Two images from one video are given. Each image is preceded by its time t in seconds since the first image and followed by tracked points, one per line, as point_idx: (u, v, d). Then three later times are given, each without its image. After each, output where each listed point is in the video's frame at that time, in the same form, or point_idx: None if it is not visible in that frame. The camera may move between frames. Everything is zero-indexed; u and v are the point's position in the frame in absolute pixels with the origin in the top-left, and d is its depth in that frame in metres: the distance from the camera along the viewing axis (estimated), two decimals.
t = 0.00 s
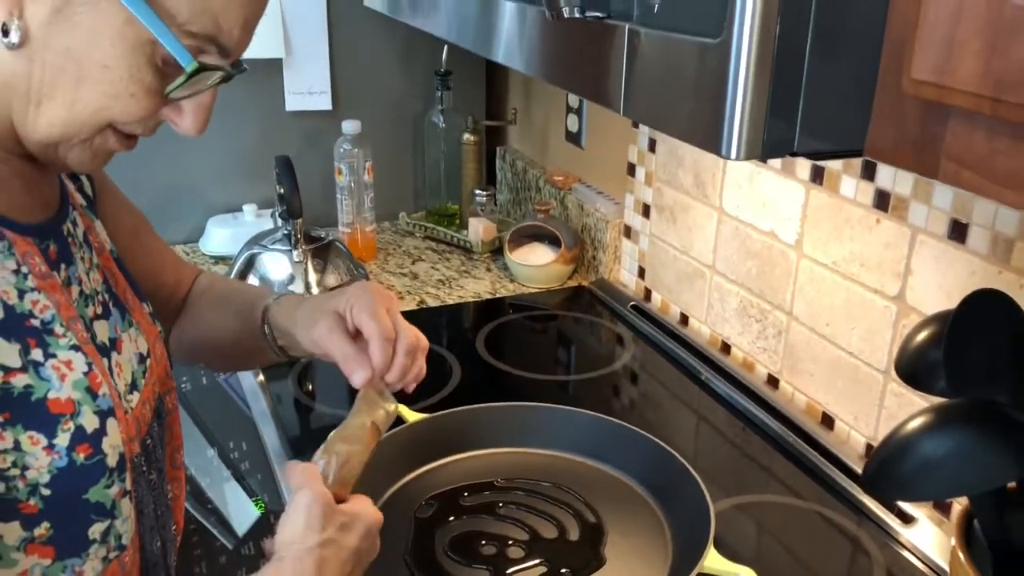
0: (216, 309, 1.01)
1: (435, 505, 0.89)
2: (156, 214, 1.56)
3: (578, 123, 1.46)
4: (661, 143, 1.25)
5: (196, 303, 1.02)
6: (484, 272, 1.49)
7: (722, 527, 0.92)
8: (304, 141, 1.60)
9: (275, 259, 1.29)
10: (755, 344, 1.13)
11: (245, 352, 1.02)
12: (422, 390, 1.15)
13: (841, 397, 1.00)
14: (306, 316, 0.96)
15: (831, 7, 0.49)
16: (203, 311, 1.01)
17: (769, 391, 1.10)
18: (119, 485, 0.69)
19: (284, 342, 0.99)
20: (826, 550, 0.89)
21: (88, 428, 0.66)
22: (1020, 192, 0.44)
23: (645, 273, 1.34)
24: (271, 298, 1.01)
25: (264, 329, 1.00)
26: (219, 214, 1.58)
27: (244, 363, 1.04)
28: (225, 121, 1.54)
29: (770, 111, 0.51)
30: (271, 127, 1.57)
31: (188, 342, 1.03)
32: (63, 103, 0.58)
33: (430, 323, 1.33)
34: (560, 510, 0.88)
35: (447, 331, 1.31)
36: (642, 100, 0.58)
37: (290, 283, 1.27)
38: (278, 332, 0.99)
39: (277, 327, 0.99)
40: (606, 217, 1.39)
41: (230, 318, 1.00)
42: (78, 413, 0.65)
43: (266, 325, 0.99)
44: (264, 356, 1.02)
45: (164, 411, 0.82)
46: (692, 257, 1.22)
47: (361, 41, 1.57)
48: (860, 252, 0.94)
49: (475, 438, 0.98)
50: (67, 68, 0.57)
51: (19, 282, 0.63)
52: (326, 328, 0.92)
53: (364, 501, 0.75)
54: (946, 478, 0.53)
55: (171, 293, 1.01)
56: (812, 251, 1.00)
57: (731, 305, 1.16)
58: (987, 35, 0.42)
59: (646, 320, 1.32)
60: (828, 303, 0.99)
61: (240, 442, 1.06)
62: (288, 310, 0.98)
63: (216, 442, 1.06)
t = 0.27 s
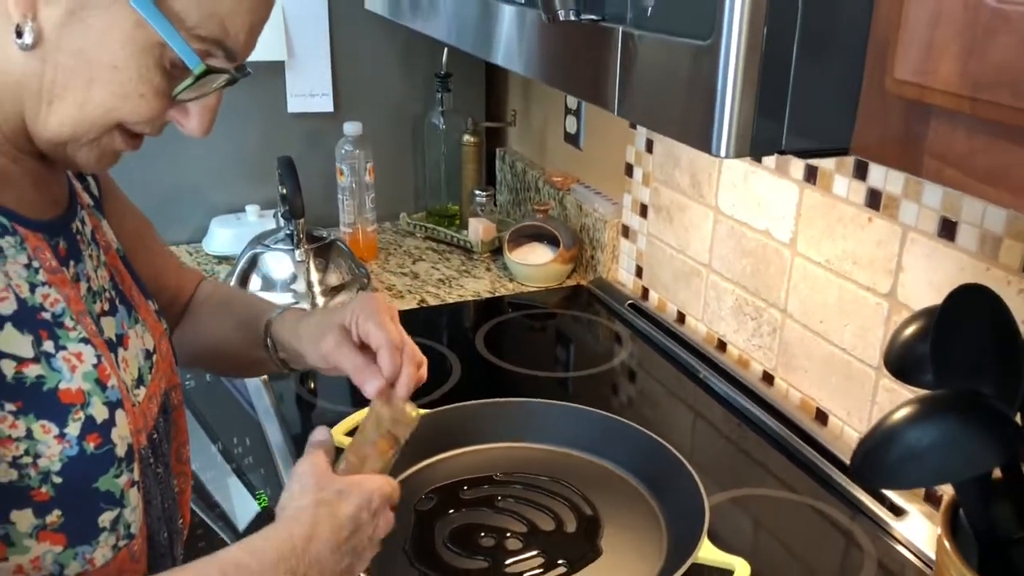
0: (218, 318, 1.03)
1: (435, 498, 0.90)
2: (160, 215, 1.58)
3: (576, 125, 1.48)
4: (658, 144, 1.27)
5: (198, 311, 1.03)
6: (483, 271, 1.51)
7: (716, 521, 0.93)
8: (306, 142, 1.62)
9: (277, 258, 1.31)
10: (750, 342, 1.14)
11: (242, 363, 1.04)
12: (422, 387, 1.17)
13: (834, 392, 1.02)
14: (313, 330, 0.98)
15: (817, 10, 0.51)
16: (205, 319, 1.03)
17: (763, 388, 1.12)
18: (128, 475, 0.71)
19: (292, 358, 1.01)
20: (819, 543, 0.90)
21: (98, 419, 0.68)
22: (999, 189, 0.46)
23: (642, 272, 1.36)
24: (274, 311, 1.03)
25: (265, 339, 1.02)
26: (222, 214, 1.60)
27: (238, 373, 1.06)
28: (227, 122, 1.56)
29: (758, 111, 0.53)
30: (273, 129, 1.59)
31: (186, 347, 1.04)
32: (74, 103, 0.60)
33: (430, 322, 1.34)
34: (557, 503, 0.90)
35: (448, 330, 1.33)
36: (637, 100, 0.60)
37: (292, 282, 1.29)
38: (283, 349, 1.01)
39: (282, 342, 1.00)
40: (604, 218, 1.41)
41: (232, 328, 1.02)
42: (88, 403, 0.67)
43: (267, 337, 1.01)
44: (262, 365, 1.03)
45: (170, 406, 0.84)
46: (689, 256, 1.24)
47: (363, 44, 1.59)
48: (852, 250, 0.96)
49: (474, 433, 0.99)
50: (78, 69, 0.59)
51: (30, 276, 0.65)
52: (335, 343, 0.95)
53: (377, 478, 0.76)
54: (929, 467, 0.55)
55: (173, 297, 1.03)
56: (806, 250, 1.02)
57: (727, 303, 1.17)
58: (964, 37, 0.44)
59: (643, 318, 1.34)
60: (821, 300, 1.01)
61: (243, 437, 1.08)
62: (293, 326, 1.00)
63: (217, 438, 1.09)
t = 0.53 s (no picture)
0: (206, 333, 1.02)
1: (432, 490, 0.92)
2: (160, 214, 1.59)
3: (573, 123, 1.50)
4: (653, 142, 1.29)
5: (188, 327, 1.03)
6: (481, 269, 1.52)
7: (709, 511, 0.95)
8: (305, 142, 1.63)
9: (277, 256, 1.32)
10: (743, 336, 1.16)
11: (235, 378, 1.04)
12: (420, 382, 1.19)
13: (825, 385, 1.03)
14: (305, 339, 0.99)
15: (802, 7, 0.52)
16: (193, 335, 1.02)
17: (756, 382, 1.14)
18: (133, 467, 0.73)
19: (282, 368, 1.02)
20: (811, 532, 0.92)
21: (105, 411, 0.70)
22: (973, 180, 0.47)
23: (638, 269, 1.38)
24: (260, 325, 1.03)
25: (255, 350, 1.02)
26: (223, 213, 1.61)
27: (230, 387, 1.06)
28: (228, 122, 1.58)
29: (743, 106, 0.54)
30: (272, 129, 1.61)
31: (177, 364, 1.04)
32: (103, 103, 0.62)
33: (429, 319, 1.36)
34: (553, 494, 0.91)
35: (446, 327, 1.34)
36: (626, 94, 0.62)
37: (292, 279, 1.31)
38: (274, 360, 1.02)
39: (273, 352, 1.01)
40: (600, 216, 1.43)
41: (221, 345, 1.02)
42: (95, 396, 0.69)
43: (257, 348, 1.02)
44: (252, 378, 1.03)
45: (175, 400, 0.85)
46: (683, 252, 1.25)
47: (361, 44, 1.60)
48: (842, 245, 0.97)
49: (472, 426, 1.01)
50: (108, 71, 0.60)
51: (40, 272, 0.67)
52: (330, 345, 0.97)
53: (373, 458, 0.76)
54: (914, 450, 0.56)
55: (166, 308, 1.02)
56: (797, 245, 1.04)
57: (721, 298, 1.19)
58: (938, 34, 0.46)
59: (638, 314, 1.36)
60: (813, 295, 1.02)
61: (243, 430, 1.10)
62: (285, 337, 1.01)
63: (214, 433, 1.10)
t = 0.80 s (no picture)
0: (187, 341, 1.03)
1: (422, 477, 0.93)
2: (156, 208, 1.61)
3: (563, 118, 1.51)
4: (641, 135, 1.30)
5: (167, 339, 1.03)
6: (473, 263, 1.54)
7: (696, 497, 0.96)
8: (299, 138, 1.65)
9: (269, 250, 1.33)
10: (730, 327, 1.18)
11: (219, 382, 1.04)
12: (412, 373, 1.20)
13: (809, 374, 1.05)
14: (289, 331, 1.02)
15: None
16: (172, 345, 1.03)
17: (743, 371, 1.16)
18: (128, 446, 0.75)
19: (262, 360, 1.05)
20: (796, 518, 0.93)
21: (103, 388, 0.72)
22: (937, 163, 0.49)
23: (628, 262, 1.39)
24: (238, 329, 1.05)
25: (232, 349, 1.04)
26: (217, 209, 1.62)
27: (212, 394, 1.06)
28: (221, 118, 1.59)
29: (718, 93, 0.55)
30: (266, 125, 1.62)
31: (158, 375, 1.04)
32: (109, 93, 0.66)
33: (421, 312, 1.37)
34: (541, 481, 0.93)
35: (438, 320, 1.35)
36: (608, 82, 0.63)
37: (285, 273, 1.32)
38: (255, 352, 1.04)
39: (255, 344, 1.04)
40: (591, 209, 1.44)
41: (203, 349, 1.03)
42: (94, 372, 0.71)
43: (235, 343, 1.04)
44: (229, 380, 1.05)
45: (168, 389, 0.87)
46: (672, 245, 1.27)
47: (354, 41, 1.62)
48: (825, 235, 0.99)
49: (463, 415, 1.03)
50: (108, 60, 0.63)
51: (43, 252, 0.69)
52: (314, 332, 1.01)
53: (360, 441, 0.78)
54: (884, 429, 0.58)
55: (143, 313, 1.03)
56: (782, 236, 1.05)
57: (708, 290, 1.21)
58: (901, 21, 0.47)
59: (628, 306, 1.37)
60: (797, 285, 1.04)
61: (236, 420, 1.12)
62: (268, 330, 1.03)
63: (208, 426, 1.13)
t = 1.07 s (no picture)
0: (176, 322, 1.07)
1: (406, 463, 0.94)
2: (144, 199, 1.61)
3: (548, 109, 1.52)
4: (625, 125, 1.31)
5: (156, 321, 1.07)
6: (460, 254, 1.54)
7: (679, 480, 0.97)
8: (285, 130, 1.65)
9: (256, 242, 1.34)
10: (713, 313, 1.19)
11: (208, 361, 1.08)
12: (397, 362, 1.21)
13: (789, 358, 1.06)
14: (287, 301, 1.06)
15: None
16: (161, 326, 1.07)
17: (726, 357, 1.17)
18: (118, 411, 0.77)
19: (256, 332, 1.08)
20: (775, 499, 0.94)
21: (95, 351, 0.73)
22: (900, 140, 0.49)
23: (613, 251, 1.40)
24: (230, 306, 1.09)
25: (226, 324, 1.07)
26: (204, 202, 1.63)
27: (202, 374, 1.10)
28: (208, 110, 1.59)
29: (687, 74, 0.56)
30: (252, 117, 1.62)
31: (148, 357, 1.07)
32: (87, 71, 0.68)
33: (408, 302, 1.38)
34: (524, 465, 0.94)
35: (425, 310, 1.36)
36: (583, 63, 0.64)
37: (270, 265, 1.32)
38: (250, 324, 1.08)
39: (251, 316, 1.07)
40: (576, 199, 1.45)
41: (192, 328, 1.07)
42: (85, 336, 0.72)
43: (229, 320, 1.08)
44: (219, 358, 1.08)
45: (151, 369, 0.89)
46: (655, 233, 1.28)
47: (339, 33, 1.62)
48: (805, 221, 1.00)
49: (447, 402, 1.04)
50: (91, 40, 0.66)
51: (34, 221, 0.71)
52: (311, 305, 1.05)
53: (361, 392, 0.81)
54: (857, 402, 0.59)
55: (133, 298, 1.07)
56: (763, 222, 1.06)
57: (692, 277, 1.22)
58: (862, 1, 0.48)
59: (613, 295, 1.38)
60: (778, 270, 1.05)
61: (221, 409, 1.12)
62: (266, 301, 1.07)
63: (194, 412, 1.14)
